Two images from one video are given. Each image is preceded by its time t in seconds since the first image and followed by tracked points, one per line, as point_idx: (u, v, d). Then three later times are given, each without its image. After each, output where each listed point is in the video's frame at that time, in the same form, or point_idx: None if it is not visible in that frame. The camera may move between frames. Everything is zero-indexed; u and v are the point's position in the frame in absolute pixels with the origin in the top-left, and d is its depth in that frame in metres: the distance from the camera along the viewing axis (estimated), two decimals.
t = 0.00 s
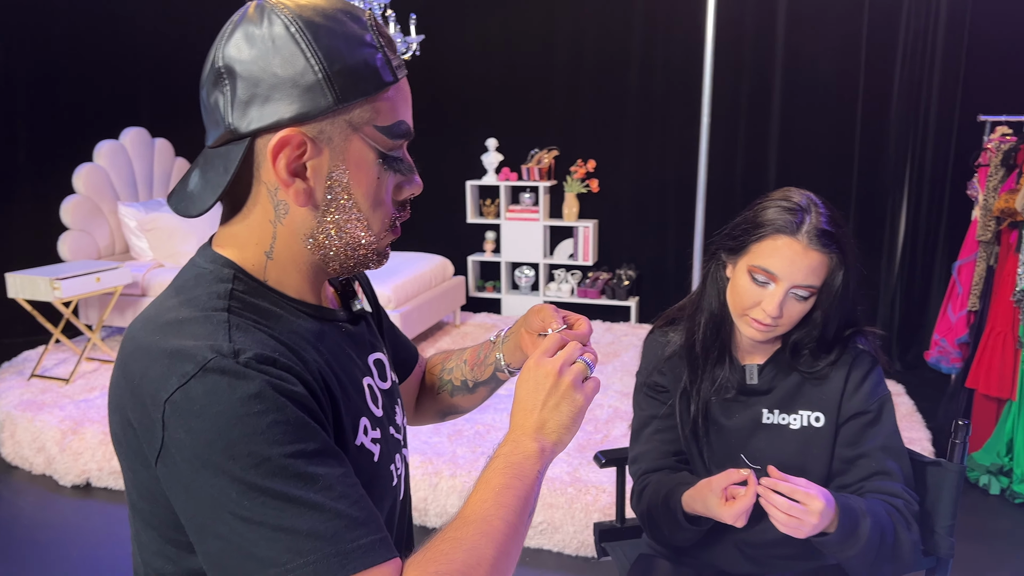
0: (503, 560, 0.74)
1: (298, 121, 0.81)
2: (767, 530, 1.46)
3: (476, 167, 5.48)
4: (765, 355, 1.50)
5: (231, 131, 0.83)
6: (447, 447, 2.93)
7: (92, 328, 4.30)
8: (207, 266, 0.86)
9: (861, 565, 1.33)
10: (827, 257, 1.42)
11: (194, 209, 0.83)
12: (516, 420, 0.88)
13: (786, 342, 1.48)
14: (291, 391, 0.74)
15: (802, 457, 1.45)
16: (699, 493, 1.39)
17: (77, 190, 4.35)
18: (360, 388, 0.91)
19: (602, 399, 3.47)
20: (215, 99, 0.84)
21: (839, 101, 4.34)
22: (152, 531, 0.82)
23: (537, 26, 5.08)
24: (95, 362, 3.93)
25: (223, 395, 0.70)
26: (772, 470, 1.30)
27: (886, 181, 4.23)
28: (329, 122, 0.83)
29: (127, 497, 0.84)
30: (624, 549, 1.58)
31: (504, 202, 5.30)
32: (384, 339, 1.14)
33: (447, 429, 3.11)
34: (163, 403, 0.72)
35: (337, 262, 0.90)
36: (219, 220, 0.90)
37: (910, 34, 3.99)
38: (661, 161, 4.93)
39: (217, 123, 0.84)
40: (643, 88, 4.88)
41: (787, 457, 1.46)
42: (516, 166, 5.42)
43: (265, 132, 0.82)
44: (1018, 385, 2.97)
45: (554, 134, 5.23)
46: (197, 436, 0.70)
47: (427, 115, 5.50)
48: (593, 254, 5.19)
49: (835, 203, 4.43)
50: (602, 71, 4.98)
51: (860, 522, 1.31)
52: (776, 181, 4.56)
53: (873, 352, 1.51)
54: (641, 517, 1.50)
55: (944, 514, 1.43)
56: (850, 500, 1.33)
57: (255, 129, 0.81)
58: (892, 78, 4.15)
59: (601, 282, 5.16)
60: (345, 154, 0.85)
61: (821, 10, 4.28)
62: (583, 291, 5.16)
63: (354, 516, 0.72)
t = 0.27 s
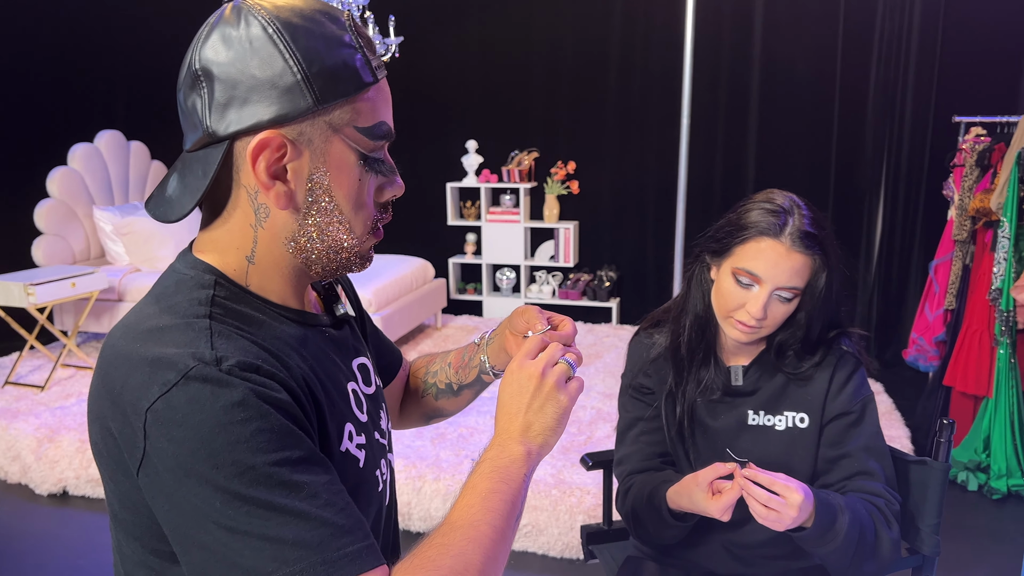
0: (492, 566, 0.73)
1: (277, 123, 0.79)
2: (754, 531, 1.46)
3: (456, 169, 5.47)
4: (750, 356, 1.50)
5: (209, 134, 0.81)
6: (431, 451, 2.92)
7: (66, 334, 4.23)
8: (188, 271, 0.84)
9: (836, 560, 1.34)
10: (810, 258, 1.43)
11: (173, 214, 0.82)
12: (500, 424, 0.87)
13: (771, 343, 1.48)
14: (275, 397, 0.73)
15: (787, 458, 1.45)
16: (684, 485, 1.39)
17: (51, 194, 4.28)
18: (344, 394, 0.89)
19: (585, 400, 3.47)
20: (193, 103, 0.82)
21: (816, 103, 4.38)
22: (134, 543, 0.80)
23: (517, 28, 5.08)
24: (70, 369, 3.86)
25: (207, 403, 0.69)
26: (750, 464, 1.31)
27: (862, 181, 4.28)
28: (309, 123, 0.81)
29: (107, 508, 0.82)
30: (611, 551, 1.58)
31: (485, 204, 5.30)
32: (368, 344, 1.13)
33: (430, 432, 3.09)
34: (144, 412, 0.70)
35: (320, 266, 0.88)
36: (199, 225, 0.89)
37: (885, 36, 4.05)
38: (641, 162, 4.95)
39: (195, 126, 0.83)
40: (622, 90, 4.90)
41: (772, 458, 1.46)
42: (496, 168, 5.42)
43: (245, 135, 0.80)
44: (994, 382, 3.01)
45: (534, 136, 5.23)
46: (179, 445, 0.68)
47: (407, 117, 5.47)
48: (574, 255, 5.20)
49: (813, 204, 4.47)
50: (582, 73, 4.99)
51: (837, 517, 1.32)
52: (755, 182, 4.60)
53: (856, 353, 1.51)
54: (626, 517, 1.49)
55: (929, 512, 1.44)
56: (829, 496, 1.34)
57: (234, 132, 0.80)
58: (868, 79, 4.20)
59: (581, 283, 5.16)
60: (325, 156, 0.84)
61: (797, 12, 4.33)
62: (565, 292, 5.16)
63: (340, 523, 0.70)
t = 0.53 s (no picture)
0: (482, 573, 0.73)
1: (262, 132, 0.79)
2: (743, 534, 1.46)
3: (442, 175, 5.46)
4: (736, 359, 1.51)
5: (194, 144, 0.81)
6: (420, 457, 2.91)
7: (50, 344, 4.19)
8: (175, 282, 0.83)
9: (821, 559, 1.35)
10: (795, 262, 1.43)
11: (158, 224, 0.81)
12: (488, 430, 0.87)
13: (758, 346, 1.49)
14: (264, 407, 0.72)
15: (775, 460, 1.46)
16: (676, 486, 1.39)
17: (33, 203, 4.24)
18: (332, 402, 0.89)
19: (574, 405, 3.48)
20: (177, 113, 0.82)
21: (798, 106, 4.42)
22: (123, 554, 0.79)
23: (501, 34, 5.10)
24: (54, 380, 3.82)
25: (196, 414, 0.68)
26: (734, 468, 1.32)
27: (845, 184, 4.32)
28: (294, 132, 0.81)
29: (96, 520, 0.82)
30: (602, 556, 1.57)
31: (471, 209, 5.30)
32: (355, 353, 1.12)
33: (419, 439, 3.09)
34: (133, 424, 0.69)
35: (307, 274, 0.88)
36: (185, 235, 0.88)
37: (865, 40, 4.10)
38: (627, 167, 4.97)
39: (179, 137, 0.82)
40: (607, 95, 4.92)
41: (760, 461, 1.47)
42: (482, 174, 5.42)
43: (230, 144, 0.80)
44: (978, 381, 3.04)
45: (520, 141, 5.24)
46: (168, 456, 0.67)
47: (392, 124, 5.47)
48: (561, 259, 5.21)
49: (797, 207, 4.51)
50: (566, 78, 5.01)
51: (822, 517, 1.32)
52: (740, 185, 4.64)
53: (842, 356, 1.53)
54: (616, 521, 1.50)
55: (916, 512, 1.45)
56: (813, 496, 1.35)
57: (219, 141, 0.79)
58: (849, 82, 4.25)
59: (568, 287, 5.17)
60: (310, 164, 0.83)
61: (779, 17, 4.37)
62: (552, 297, 5.16)
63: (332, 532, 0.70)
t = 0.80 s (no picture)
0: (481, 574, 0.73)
1: (256, 135, 0.79)
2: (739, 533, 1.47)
3: (435, 178, 5.47)
4: (730, 360, 1.52)
5: (188, 148, 0.81)
6: (415, 461, 2.90)
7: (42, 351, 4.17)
8: (171, 286, 0.83)
9: (816, 556, 1.35)
10: (786, 261, 1.44)
11: (154, 228, 0.81)
12: (484, 432, 0.87)
13: (752, 345, 1.50)
14: (262, 410, 0.72)
15: (770, 459, 1.47)
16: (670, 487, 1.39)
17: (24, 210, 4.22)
18: (328, 405, 0.89)
19: (568, 407, 3.48)
20: (171, 117, 0.82)
21: (789, 108, 4.45)
22: (120, 558, 0.79)
23: (493, 37, 5.11)
24: (46, 386, 3.80)
25: (195, 417, 0.68)
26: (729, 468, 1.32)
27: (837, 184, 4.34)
28: (288, 134, 0.81)
29: (92, 524, 0.81)
30: (598, 556, 1.57)
31: (464, 213, 5.30)
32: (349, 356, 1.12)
33: (414, 443, 3.08)
34: (131, 428, 0.69)
35: (302, 277, 0.88)
36: (180, 240, 0.88)
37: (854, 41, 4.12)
38: (619, 169, 4.99)
39: (173, 141, 0.82)
40: (599, 97, 4.94)
41: (756, 460, 1.47)
42: (475, 177, 5.43)
43: (224, 148, 0.80)
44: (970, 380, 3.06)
45: (512, 144, 5.25)
46: (168, 460, 0.67)
47: (385, 128, 5.47)
48: (554, 262, 5.22)
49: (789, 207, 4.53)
50: (558, 81, 5.02)
51: (816, 513, 1.33)
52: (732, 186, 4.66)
53: (836, 354, 1.53)
54: (611, 522, 1.50)
55: (910, 510, 1.46)
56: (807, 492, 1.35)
57: (213, 145, 0.80)
58: (839, 83, 4.27)
59: (562, 290, 5.17)
60: (304, 166, 0.84)
61: (769, 19, 4.39)
62: (546, 299, 5.17)
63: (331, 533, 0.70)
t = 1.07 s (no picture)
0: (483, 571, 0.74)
1: (255, 137, 0.80)
2: (741, 532, 1.48)
3: (435, 182, 5.48)
4: (728, 359, 1.53)
5: (188, 152, 0.82)
6: (416, 463, 2.91)
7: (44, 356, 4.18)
8: (173, 289, 0.84)
9: (821, 557, 1.35)
10: (781, 258, 1.45)
11: (155, 232, 0.82)
12: (485, 432, 0.88)
13: (749, 344, 1.51)
14: (265, 411, 0.73)
15: (768, 459, 1.48)
16: (661, 513, 1.40)
17: (25, 215, 4.23)
18: (329, 406, 0.90)
19: (568, 409, 3.49)
20: (171, 121, 0.83)
21: (788, 108, 4.46)
22: (125, 558, 0.79)
23: (492, 40, 5.12)
24: (48, 391, 3.81)
25: (199, 419, 0.69)
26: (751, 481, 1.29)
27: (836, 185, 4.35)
28: (287, 136, 0.82)
29: (97, 524, 0.82)
30: (599, 557, 1.57)
31: (464, 215, 5.31)
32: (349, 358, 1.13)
33: (415, 445, 3.09)
34: (136, 429, 0.70)
35: (303, 278, 0.89)
36: (182, 243, 0.89)
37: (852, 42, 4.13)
38: (619, 170, 5.00)
39: (173, 145, 0.83)
40: (598, 100, 4.95)
41: (754, 460, 1.48)
42: (475, 179, 5.44)
43: (224, 151, 0.81)
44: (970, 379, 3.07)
45: (512, 146, 5.26)
46: (173, 461, 0.68)
47: (385, 131, 5.49)
48: (554, 264, 5.23)
49: (789, 208, 4.54)
50: (558, 83, 5.03)
51: (821, 513, 1.33)
52: (732, 187, 4.66)
53: (832, 354, 1.55)
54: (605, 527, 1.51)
55: (909, 508, 1.46)
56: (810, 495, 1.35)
57: (213, 148, 0.80)
58: (838, 84, 4.28)
59: (562, 292, 5.18)
60: (304, 169, 0.84)
61: (767, 21, 4.41)
62: (546, 301, 5.18)
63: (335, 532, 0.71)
